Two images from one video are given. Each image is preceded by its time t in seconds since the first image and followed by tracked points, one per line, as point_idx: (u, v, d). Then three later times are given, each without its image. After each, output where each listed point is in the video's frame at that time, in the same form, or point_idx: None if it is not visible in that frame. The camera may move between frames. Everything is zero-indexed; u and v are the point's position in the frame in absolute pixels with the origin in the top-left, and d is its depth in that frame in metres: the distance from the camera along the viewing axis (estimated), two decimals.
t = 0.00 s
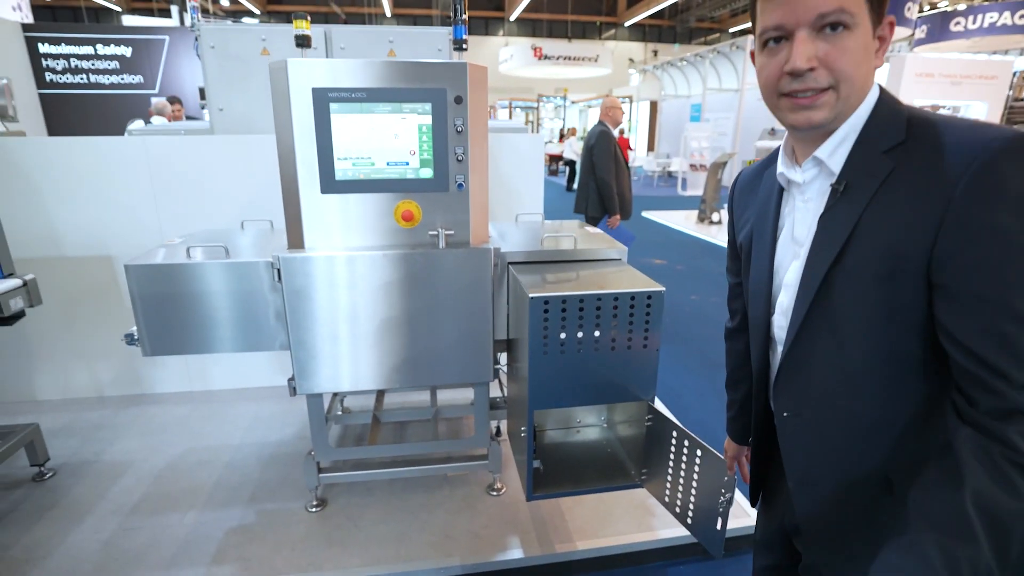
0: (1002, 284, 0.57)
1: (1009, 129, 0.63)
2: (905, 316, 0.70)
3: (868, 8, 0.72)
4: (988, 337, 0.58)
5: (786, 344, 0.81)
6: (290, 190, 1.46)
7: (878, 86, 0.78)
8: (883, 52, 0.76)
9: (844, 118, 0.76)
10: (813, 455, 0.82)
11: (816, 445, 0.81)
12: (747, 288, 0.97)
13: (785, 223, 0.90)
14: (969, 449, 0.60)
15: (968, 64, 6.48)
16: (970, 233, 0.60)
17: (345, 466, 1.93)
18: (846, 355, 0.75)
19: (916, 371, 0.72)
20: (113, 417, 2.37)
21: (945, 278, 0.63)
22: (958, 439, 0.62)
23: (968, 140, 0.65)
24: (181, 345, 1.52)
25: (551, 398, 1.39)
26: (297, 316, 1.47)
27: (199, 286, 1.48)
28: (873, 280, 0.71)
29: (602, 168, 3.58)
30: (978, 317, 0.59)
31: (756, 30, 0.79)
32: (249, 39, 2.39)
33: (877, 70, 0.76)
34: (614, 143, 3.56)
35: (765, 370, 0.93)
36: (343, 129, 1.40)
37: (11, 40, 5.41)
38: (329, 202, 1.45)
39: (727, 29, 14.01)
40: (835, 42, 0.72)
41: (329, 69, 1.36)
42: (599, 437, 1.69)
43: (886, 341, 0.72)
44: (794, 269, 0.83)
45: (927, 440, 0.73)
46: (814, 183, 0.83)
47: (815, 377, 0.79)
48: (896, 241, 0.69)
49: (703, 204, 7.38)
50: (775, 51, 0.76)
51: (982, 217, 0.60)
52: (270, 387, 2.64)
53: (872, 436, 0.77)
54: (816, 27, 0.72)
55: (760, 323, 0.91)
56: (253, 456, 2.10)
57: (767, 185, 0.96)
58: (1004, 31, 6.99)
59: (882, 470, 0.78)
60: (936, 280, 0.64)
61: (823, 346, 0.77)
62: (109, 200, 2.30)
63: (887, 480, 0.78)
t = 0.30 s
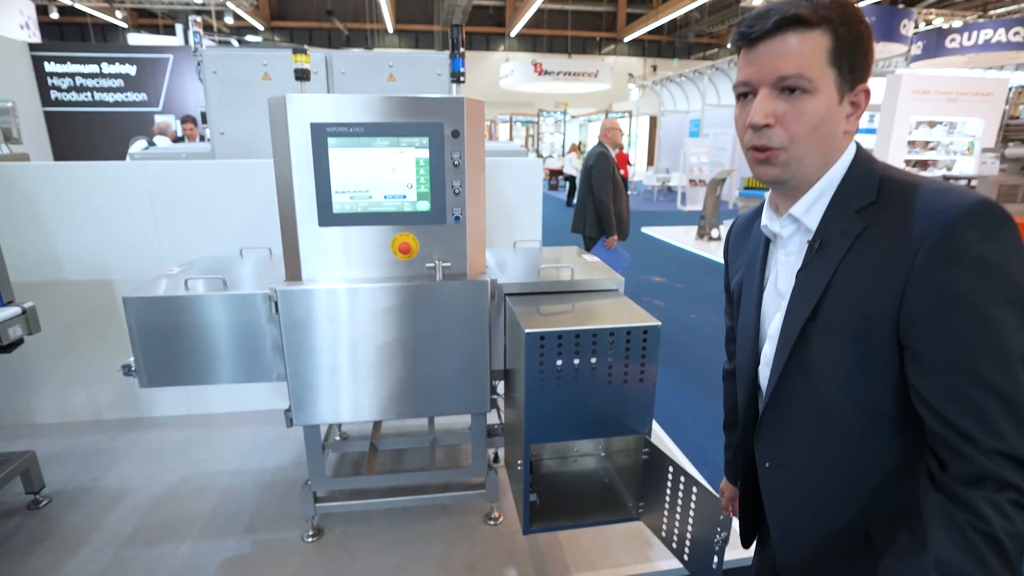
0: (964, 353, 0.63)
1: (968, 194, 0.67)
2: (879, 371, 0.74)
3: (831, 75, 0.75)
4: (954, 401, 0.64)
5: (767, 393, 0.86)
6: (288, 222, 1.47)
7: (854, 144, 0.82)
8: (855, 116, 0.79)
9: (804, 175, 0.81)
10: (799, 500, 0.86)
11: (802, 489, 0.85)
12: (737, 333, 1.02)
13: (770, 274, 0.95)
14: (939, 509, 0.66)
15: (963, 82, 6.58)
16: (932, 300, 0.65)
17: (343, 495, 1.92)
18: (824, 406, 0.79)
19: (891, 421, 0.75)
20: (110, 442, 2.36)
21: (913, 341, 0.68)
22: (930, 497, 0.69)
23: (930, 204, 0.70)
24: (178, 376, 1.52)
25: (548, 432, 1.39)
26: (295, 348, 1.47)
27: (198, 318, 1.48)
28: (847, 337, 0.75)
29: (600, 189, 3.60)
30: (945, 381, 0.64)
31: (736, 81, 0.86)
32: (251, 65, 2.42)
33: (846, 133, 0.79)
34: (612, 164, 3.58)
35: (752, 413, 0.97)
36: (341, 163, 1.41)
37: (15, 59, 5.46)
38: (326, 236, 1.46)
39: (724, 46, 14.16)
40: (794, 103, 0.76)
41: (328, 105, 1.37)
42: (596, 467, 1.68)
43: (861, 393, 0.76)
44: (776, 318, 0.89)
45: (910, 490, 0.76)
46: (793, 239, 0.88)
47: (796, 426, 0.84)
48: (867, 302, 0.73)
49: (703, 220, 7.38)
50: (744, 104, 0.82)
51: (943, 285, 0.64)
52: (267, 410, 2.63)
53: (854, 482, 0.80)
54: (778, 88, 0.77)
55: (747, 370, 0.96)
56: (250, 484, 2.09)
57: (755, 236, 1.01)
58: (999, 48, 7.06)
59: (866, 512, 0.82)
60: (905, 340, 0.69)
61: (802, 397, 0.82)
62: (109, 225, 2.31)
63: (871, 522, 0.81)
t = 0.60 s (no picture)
0: (945, 391, 0.65)
1: (940, 230, 0.70)
2: (862, 407, 0.76)
3: (806, 117, 0.77)
4: (939, 439, 0.66)
5: (755, 427, 0.87)
6: (279, 246, 1.46)
7: (835, 178, 0.84)
8: (833, 154, 0.80)
9: (786, 213, 0.82)
10: (792, 541, 0.86)
11: (793, 531, 0.86)
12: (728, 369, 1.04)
13: (758, 308, 0.96)
14: (925, 552, 0.70)
15: (951, 100, 6.70)
16: (913, 337, 0.68)
17: (333, 521, 1.88)
18: (811, 441, 0.81)
19: (876, 455, 0.77)
20: (96, 466, 2.31)
21: (896, 378, 0.70)
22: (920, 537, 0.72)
23: (904, 239, 0.72)
24: (166, 401, 1.50)
25: (540, 459, 1.37)
26: (289, 373, 1.46)
27: (186, 342, 1.47)
28: (830, 374, 0.77)
29: (594, 208, 3.61)
30: (930, 420, 0.67)
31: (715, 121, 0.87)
32: (245, 86, 2.43)
33: (824, 170, 0.80)
34: (606, 182, 3.60)
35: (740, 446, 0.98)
36: (332, 187, 1.42)
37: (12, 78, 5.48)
38: (318, 260, 1.46)
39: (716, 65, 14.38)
40: (770, 145, 0.78)
41: (319, 129, 1.38)
42: (592, 491, 1.66)
43: (847, 429, 0.77)
44: (762, 352, 0.91)
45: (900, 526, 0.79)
46: (777, 274, 0.90)
47: (784, 463, 0.84)
48: (848, 339, 0.75)
49: (697, 236, 7.41)
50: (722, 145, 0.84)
51: (921, 322, 0.67)
52: (257, 432, 2.58)
53: (844, 520, 0.81)
54: (753, 130, 0.79)
55: (736, 402, 0.97)
56: (238, 509, 2.05)
57: (745, 272, 1.03)
58: (984, 67, 7.19)
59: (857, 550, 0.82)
60: (887, 377, 0.71)
61: (789, 434, 0.83)
62: (99, 246, 2.29)
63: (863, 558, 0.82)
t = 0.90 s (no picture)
0: (930, 405, 0.65)
1: (923, 241, 0.70)
2: (848, 421, 0.75)
3: (785, 131, 0.76)
4: (925, 454, 0.66)
5: (742, 443, 0.86)
6: (263, 256, 1.44)
7: (816, 190, 0.84)
8: (812, 166, 0.80)
9: (769, 227, 0.82)
10: (780, 559, 0.85)
11: (781, 547, 0.85)
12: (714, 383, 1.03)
13: (744, 321, 0.96)
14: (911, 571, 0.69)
15: (934, 110, 6.80)
16: (897, 350, 0.67)
17: (319, 536, 1.85)
18: (798, 456, 0.80)
19: (862, 469, 0.76)
20: (76, 481, 2.26)
21: (881, 392, 0.69)
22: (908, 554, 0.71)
23: (886, 250, 0.72)
24: (146, 414, 1.47)
25: (528, 471, 1.35)
26: (276, 385, 1.43)
27: (167, 354, 1.44)
28: (816, 387, 0.76)
29: (583, 216, 3.61)
30: (917, 435, 0.66)
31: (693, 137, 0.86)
32: (232, 94, 2.41)
33: (804, 184, 0.80)
34: (595, 190, 3.60)
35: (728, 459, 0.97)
36: (317, 197, 1.40)
37: None
38: (302, 271, 1.44)
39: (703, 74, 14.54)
40: (751, 160, 0.77)
41: (304, 139, 1.37)
42: (582, 502, 1.64)
43: (832, 443, 0.77)
44: (748, 367, 0.90)
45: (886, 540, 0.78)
46: (762, 287, 0.89)
47: (772, 477, 0.84)
48: (833, 352, 0.74)
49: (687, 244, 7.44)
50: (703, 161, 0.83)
51: (906, 335, 0.66)
52: (243, 444, 2.54)
53: (831, 536, 0.80)
54: (734, 145, 0.78)
55: (723, 416, 0.96)
56: (222, 524, 2.00)
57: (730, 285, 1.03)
58: (965, 77, 7.32)
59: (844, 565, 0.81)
60: (873, 391, 0.71)
61: (776, 448, 0.82)
62: (81, 256, 2.25)
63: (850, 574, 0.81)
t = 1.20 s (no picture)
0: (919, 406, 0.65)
1: (907, 240, 0.70)
2: (836, 423, 0.75)
3: (775, 128, 0.78)
4: (915, 455, 0.66)
5: (729, 446, 0.86)
6: (252, 258, 1.43)
7: (797, 190, 0.85)
8: (797, 162, 0.83)
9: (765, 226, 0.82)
10: (772, 563, 0.85)
11: (774, 552, 0.84)
12: (699, 388, 1.03)
13: (727, 324, 0.96)
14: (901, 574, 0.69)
15: (927, 112, 6.83)
16: (886, 349, 0.67)
17: (310, 538, 1.84)
18: (786, 458, 0.80)
19: (850, 471, 0.76)
20: (65, 485, 2.24)
21: (869, 392, 0.69)
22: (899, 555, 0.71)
23: (870, 249, 0.72)
24: (133, 417, 1.46)
25: (518, 473, 1.35)
26: (270, 387, 1.43)
27: (155, 356, 1.44)
28: (803, 389, 0.76)
29: (577, 217, 3.62)
30: (906, 436, 0.66)
31: (676, 144, 0.85)
32: (224, 96, 2.39)
33: (792, 180, 0.83)
34: (589, 192, 3.61)
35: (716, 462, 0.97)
36: (306, 198, 1.40)
37: None
38: (291, 272, 1.44)
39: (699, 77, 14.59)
40: (749, 160, 0.78)
41: (293, 140, 1.36)
42: (575, 505, 1.64)
43: (820, 445, 0.77)
44: (733, 369, 0.90)
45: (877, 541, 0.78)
46: (745, 289, 0.89)
47: (761, 479, 0.84)
48: (820, 354, 0.74)
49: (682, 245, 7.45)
50: (694, 166, 0.82)
51: (893, 335, 0.66)
52: (235, 447, 2.53)
53: (823, 539, 0.80)
54: (729, 146, 0.78)
55: (709, 419, 0.96)
56: (212, 528, 1.99)
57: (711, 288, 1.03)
58: (957, 79, 7.37)
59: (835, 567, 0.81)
60: (861, 392, 0.70)
61: (765, 451, 0.82)
62: (71, 258, 2.24)
63: None
